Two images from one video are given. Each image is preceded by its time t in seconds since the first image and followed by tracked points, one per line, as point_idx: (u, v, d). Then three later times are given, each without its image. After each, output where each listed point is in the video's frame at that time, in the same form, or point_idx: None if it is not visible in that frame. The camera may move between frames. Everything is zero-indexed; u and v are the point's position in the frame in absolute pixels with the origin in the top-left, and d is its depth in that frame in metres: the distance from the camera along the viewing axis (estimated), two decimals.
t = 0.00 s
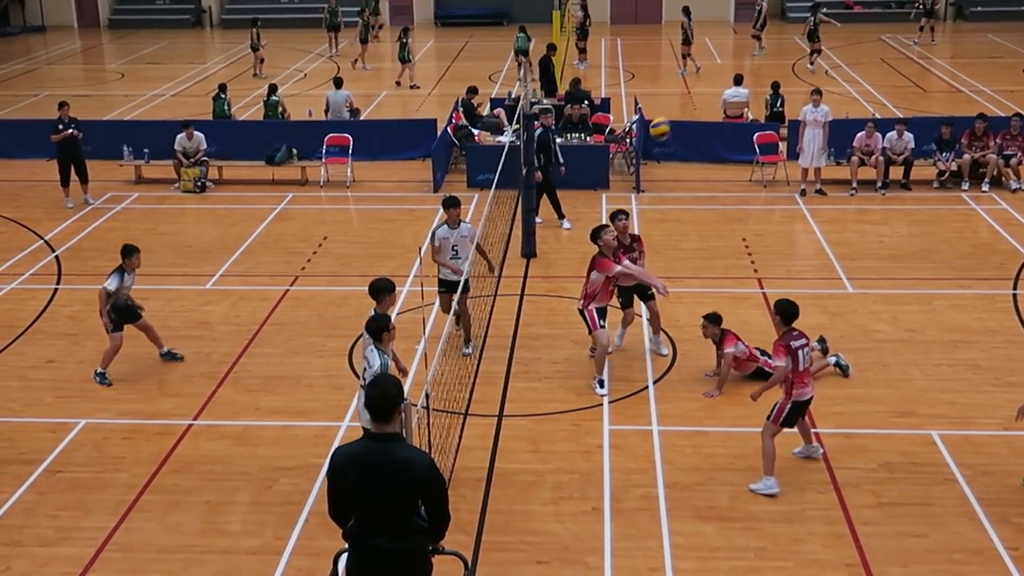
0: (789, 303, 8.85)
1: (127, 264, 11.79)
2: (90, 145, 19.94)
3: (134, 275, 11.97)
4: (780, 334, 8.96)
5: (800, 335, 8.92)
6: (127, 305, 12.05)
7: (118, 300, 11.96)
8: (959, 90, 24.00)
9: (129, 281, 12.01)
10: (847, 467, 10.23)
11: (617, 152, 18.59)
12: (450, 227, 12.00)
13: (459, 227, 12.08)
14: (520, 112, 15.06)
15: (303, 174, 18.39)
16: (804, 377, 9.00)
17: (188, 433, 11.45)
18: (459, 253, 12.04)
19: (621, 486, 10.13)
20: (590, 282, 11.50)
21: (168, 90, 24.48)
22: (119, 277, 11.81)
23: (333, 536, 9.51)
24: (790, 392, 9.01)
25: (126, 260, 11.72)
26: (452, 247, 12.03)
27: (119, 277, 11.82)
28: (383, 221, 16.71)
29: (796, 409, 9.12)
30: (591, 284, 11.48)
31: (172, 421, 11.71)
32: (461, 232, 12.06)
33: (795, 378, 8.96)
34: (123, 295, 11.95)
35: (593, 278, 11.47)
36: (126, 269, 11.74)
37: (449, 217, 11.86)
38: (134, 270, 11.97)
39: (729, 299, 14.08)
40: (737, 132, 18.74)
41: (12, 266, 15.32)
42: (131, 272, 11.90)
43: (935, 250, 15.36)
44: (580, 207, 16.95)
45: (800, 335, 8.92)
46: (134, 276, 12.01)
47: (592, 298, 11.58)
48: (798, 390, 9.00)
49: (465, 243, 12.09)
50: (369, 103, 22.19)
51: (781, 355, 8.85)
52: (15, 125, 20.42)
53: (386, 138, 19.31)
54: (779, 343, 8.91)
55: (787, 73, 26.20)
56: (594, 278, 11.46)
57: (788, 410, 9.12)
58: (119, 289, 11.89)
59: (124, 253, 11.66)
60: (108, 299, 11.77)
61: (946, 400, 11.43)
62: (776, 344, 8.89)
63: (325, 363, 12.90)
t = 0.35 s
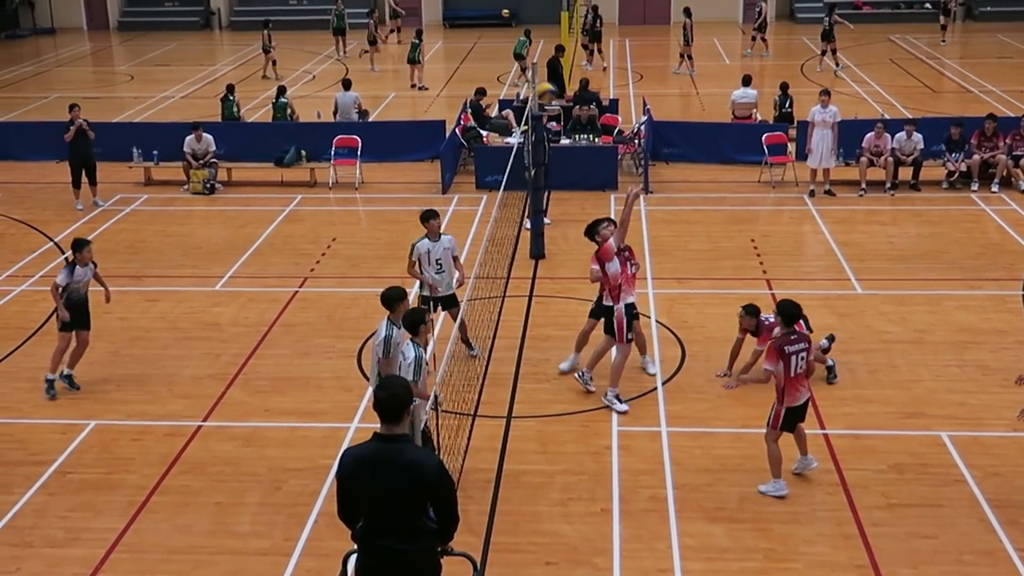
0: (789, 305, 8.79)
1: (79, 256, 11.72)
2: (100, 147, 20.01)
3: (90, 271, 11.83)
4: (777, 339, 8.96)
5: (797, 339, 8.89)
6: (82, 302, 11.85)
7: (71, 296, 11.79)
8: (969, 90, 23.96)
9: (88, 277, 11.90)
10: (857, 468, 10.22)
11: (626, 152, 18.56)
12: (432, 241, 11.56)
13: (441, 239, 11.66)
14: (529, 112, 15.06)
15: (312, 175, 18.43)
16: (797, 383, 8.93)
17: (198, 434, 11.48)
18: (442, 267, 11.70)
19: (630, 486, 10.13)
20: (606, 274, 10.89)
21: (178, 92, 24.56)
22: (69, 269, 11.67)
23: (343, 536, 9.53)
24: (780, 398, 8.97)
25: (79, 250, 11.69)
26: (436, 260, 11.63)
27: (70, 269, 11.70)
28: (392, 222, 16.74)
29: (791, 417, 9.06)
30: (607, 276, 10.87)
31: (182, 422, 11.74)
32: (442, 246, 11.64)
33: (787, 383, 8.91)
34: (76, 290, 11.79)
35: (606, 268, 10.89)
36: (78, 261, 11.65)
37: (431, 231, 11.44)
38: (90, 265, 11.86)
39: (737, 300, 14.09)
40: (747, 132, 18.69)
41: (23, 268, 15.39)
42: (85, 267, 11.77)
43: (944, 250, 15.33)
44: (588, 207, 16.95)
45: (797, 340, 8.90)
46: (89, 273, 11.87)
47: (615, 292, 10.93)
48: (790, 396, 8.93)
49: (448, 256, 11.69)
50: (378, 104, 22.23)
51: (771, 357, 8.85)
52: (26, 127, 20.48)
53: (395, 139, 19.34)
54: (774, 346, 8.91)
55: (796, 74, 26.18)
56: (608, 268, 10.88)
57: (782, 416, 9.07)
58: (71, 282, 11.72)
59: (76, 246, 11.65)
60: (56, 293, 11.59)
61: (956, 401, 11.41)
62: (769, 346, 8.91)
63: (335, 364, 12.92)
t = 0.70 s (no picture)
0: (827, 324, 8.44)
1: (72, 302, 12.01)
2: (120, 158, 20.13)
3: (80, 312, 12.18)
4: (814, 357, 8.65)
5: (834, 360, 8.60)
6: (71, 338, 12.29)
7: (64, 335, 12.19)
8: (988, 100, 23.88)
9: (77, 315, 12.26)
10: (876, 479, 10.18)
11: (643, 163, 18.57)
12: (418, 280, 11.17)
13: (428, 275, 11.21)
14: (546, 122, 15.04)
15: (330, 186, 18.48)
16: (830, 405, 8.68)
17: (217, 444, 11.51)
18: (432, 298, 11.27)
19: (648, 497, 10.11)
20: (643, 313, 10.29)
21: (198, 103, 24.69)
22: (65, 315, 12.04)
23: (361, 546, 9.54)
24: (811, 418, 8.71)
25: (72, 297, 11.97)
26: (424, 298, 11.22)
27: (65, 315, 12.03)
28: (410, 232, 16.77)
29: (820, 437, 8.80)
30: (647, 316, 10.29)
31: (201, 431, 11.78)
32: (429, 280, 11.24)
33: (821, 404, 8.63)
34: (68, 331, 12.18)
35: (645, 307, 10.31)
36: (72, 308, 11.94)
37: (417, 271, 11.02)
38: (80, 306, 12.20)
39: (755, 310, 14.08)
40: (765, 143, 18.66)
41: (43, 278, 15.49)
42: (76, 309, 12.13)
43: (964, 260, 15.26)
44: (605, 216, 16.96)
45: (834, 359, 8.62)
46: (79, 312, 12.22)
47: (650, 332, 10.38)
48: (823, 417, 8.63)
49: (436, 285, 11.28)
50: (396, 115, 22.31)
51: (812, 379, 8.54)
52: (47, 137, 20.63)
53: (413, 149, 19.39)
54: (811, 366, 8.60)
55: (814, 83, 26.14)
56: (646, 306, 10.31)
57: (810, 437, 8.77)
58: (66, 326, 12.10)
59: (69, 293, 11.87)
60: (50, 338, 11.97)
61: (976, 412, 11.36)
62: (807, 366, 8.60)
63: (353, 374, 12.95)
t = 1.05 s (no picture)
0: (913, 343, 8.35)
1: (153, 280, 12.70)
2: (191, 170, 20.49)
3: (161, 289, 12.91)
4: (905, 377, 8.48)
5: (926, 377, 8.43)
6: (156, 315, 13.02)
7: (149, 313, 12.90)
8: None
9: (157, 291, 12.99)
10: (948, 495, 10.05)
11: (709, 174, 18.48)
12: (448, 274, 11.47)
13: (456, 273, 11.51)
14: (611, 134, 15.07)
15: (396, 198, 18.63)
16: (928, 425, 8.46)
17: (286, 453, 11.66)
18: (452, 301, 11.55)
19: (715, 511, 10.07)
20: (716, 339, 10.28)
21: (266, 116, 25.04)
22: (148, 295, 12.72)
23: (429, 557, 9.60)
24: (911, 440, 8.48)
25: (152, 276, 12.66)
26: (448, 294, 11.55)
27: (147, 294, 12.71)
28: (476, 243, 16.88)
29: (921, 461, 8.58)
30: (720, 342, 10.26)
31: (271, 441, 11.94)
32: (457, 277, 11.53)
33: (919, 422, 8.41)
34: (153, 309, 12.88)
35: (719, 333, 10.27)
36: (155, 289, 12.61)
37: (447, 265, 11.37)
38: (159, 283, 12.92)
39: (823, 323, 13.99)
40: (833, 154, 18.51)
41: (117, 289, 15.84)
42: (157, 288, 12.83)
43: None
44: (670, 228, 16.96)
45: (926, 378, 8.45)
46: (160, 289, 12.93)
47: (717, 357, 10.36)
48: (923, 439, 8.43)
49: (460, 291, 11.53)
50: (462, 127, 22.47)
51: (913, 397, 8.30)
52: (120, 150, 21.05)
53: (479, 161, 19.49)
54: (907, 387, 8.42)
55: (885, 94, 25.86)
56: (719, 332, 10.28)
57: (911, 462, 8.57)
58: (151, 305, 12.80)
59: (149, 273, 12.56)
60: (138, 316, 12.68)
61: None
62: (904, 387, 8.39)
63: (420, 385, 13.05)
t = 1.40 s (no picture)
0: None
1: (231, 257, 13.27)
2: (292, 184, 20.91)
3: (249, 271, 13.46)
4: None
5: None
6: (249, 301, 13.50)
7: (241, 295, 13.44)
8: None
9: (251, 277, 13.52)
10: None
11: (808, 188, 18.29)
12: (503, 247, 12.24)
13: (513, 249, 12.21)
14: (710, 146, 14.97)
15: (492, 211, 18.74)
16: None
17: (381, 462, 11.71)
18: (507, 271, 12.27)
19: (814, 529, 9.82)
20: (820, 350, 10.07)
21: (365, 131, 25.45)
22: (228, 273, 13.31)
23: (522, 569, 9.52)
24: None
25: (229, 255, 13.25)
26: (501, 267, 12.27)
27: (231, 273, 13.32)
28: (572, 257, 16.89)
29: None
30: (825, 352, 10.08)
31: (366, 450, 12.00)
32: (514, 251, 12.23)
33: None
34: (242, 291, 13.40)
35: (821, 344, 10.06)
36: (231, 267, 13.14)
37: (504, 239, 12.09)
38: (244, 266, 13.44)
39: (927, 339, 13.64)
40: (937, 166, 18.12)
41: (219, 300, 16.20)
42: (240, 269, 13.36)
43: None
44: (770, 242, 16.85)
45: None
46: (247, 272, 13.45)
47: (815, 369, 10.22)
48: None
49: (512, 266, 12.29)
50: (558, 140, 22.55)
51: None
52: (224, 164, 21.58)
53: (576, 174, 19.54)
54: None
55: (994, 104, 25.24)
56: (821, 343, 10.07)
57: None
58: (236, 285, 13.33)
59: (223, 253, 13.23)
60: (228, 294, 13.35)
61: None
62: None
63: (515, 397, 13.01)
